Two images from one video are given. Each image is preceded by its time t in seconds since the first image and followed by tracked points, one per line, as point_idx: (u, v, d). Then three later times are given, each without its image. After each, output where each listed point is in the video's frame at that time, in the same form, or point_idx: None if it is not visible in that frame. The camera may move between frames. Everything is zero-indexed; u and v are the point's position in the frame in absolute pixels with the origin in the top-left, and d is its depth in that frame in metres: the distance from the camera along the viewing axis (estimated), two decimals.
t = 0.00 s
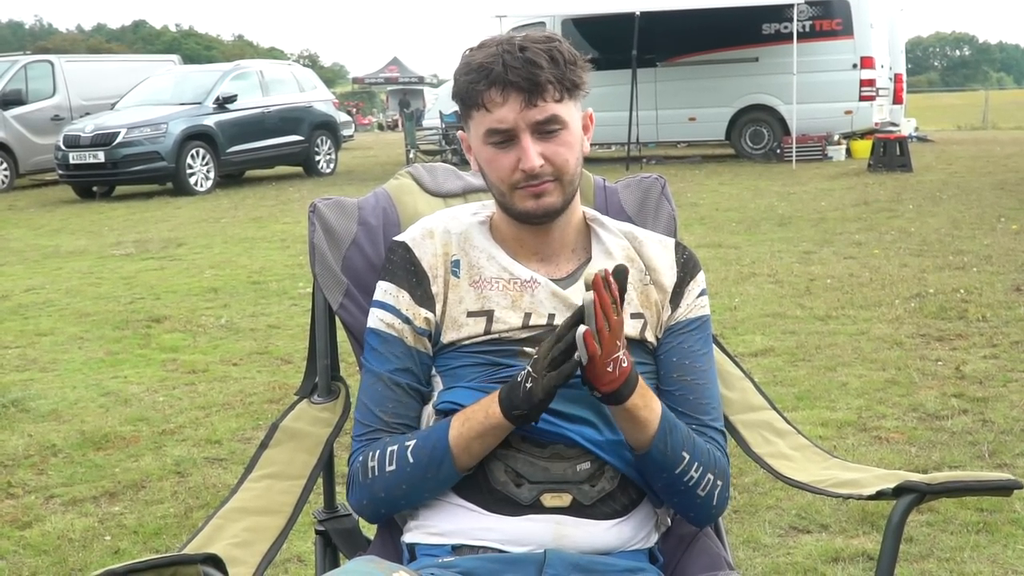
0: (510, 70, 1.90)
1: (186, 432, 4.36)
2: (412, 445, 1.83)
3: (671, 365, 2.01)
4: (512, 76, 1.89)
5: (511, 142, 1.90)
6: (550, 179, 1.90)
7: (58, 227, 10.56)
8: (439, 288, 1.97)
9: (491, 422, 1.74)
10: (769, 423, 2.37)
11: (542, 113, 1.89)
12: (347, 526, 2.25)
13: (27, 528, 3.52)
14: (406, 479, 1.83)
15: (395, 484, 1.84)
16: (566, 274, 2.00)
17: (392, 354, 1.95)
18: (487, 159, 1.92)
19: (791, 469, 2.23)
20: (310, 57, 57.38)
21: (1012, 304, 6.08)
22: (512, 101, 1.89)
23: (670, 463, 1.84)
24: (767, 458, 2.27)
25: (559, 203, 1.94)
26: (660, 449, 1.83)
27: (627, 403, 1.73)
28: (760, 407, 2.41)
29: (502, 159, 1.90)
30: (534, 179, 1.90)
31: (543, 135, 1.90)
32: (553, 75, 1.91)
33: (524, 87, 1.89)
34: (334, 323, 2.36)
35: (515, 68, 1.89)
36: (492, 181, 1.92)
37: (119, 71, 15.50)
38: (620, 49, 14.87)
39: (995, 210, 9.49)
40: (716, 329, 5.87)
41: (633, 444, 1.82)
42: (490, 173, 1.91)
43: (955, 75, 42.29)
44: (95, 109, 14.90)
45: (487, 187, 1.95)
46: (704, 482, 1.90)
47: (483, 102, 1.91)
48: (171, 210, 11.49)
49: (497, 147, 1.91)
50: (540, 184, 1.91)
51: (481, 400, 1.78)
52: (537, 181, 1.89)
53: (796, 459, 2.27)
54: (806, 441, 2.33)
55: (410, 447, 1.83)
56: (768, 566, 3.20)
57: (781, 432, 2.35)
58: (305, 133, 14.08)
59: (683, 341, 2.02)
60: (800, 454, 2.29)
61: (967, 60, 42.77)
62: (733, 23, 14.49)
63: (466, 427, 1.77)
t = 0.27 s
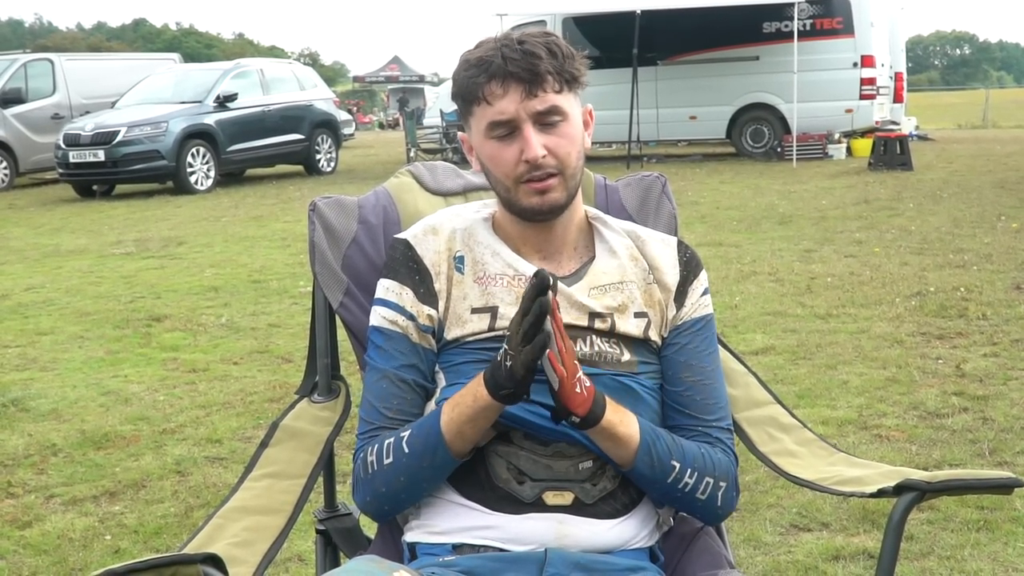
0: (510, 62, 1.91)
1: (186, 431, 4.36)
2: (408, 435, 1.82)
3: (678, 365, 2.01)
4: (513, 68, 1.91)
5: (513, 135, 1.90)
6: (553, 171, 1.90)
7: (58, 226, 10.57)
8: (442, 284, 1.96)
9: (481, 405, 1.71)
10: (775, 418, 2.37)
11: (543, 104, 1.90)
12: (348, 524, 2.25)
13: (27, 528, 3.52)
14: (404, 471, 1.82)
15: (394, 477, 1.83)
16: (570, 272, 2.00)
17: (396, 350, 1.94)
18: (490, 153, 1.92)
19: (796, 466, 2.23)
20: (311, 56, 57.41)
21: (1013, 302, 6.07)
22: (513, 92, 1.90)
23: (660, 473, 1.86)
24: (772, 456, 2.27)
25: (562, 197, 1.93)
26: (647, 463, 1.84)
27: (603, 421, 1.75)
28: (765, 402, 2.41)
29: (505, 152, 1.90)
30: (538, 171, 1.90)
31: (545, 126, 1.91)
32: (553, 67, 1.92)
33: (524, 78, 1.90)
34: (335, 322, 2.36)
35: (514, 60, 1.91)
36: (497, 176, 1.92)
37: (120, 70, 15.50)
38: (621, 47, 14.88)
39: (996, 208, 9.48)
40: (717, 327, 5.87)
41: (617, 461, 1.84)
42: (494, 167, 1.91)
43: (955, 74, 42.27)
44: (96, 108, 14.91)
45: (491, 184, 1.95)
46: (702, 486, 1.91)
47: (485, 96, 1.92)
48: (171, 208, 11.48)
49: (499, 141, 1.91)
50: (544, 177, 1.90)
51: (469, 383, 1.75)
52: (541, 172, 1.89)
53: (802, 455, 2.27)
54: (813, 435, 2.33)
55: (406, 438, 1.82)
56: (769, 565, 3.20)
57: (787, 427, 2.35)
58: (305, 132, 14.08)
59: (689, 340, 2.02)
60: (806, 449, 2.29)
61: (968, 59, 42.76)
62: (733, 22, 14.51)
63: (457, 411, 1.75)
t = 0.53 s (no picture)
0: (503, 57, 1.93)
1: (180, 430, 4.35)
2: (402, 433, 1.82)
3: (671, 361, 2.01)
4: (505, 64, 1.92)
5: (510, 129, 1.90)
6: (552, 163, 1.89)
7: (51, 224, 10.55)
8: (432, 282, 1.96)
9: (477, 402, 1.72)
10: (769, 416, 2.37)
11: (537, 98, 1.91)
12: (341, 523, 2.25)
13: (20, 527, 3.51)
14: (398, 468, 1.81)
15: (388, 474, 1.83)
16: (561, 269, 2.00)
17: (386, 349, 1.93)
18: (486, 150, 1.91)
19: (790, 463, 2.24)
20: (305, 54, 57.36)
21: (1006, 300, 6.09)
22: (506, 88, 1.91)
23: (652, 467, 1.86)
24: (766, 454, 2.27)
25: (561, 192, 1.92)
26: (639, 456, 1.84)
27: (592, 415, 1.77)
28: (759, 400, 2.41)
29: (502, 147, 1.89)
30: (537, 166, 1.89)
31: (539, 121, 1.91)
32: (545, 63, 1.94)
33: (518, 73, 1.92)
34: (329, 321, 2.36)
35: (507, 56, 1.93)
36: (495, 173, 1.91)
37: (113, 68, 15.47)
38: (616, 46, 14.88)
39: (989, 206, 9.50)
40: (711, 326, 5.88)
41: (607, 456, 1.84)
42: (492, 164, 1.90)
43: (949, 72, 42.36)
44: (89, 106, 14.88)
45: (488, 184, 1.93)
46: (694, 481, 1.91)
47: (478, 93, 1.92)
48: (165, 207, 11.47)
49: (495, 138, 1.91)
50: (542, 171, 1.89)
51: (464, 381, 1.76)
52: (540, 165, 1.88)
53: (796, 452, 2.28)
54: (807, 433, 2.33)
55: (400, 435, 1.82)
56: (763, 563, 3.21)
57: (781, 424, 2.35)
58: (299, 130, 14.06)
59: (681, 336, 2.02)
60: (800, 447, 2.30)
61: (960, 58, 42.84)
62: (728, 21, 14.51)
63: (452, 410, 1.75)
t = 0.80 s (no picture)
0: (509, 51, 1.95)
1: (173, 429, 4.34)
2: (402, 437, 1.82)
3: (664, 359, 2.03)
4: (513, 58, 1.95)
5: (522, 120, 1.91)
6: (565, 153, 1.90)
7: (44, 224, 10.52)
8: (425, 281, 1.96)
9: (488, 412, 1.74)
10: (759, 418, 2.37)
11: (546, 91, 1.94)
12: (334, 522, 2.24)
13: (13, 526, 3.50)
14: (396, 471, 1.82)
15: (384, 477, 1.83)
16: (554, 268, 2.00)
17: (379, 348, 1.93)
18: (499, 140, 1.91)
19: (780, 464, 2.24)
20: (298, 53, 57.31)
21: (999, 299, 6.10)
22: (516, 80, 1.93)
23: (664, 453, 1.87)
24: (757, 454, 2.27)
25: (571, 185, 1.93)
26: (654, 439, 1.85)
27: (624, 391, 1.76)
28: (750, 402, 2.41)
29: (515, 137, 1.90)
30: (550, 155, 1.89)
31: (548, 113, 1.93)
32: (548, 60, 1.98)
33: (525, 66, 1.94)
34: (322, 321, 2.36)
35: (512, 50, 1.95)
36: (508, 163, 1.90)
37: (106, 67, 15.44)
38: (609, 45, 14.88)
39: (982, 206, 9.52)
40: (704, 325, 5.88)
41: (627, 435, 1.84)
42: (506, 154, 1.90)
43: (942, 72, 42.45)
44: (82, 105, 14.85)
45: (498, 175, 1.92)
46: (695, 474, 1.93)
47: (487, 84, 1.93)
48: (158, 206, 11.45)
49: (507, 128, 1.91)
50: (556, 160, 1.90)
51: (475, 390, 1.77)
52: (555, 154, 1.89)
53: (786, 453, 2.28)
54: (796, 434, 2.33)
55: (400, 439, 1.82)
56: (756, 562, 3.21)
57: (772, 426, 2.36)
58: (292, 130, 14.04)
59: (675, 335, 2.04)
60: (790, 449, 2.29)
61: (954, 57, 42.93)
62: (721, 21, 14.53)
63: (459, 418, 1.77)
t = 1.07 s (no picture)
0: (516, 46, 1.96)
1: (167, 429, 4.34)
2: (397, 433, 1.81)
3: (662, 359, 2.03)
4: (520, 53, 1.96)
5: (530, 114, 1.91)
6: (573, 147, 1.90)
7: (37, 223, 10.50)
8: (423, 280, 1.96)
9: (481, 407, 1.73)
10: (757, 414, 2.37)
11: (553, 86, 1.95)
12: (329, 522, 2.24)
13: (6, 526, 3.50)
14: (391, 468, 1.81)
15: (379, 474, 1.83)
16: (549, 269, 2.01)
17: (376, 347, 1.93)
18: (507, 133, 1.91)
19: (777, 462, 2.24)
20: (293, 53, 57.33)
21: (992, 298, 6.12)
22: (524, 75, 1.94)
23: (649, 458, 1.87)
24: (754, 452, 2.27)
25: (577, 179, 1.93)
26: (638, 446, 1.85)
27: (598, 402, 1.76)
28: (747, 398, 2.42)
29: (524, 131, 1.90)
30: (559, 148, 1.89)
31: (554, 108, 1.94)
32: (553, 56, 1.99)
33: (531, 61, 1.96)
34: (317, 319, 2.36)
35: (520, 45, 1.96)
36: (515, 157, 1.90)
37: (100, 66, 15.41)
38: (605, 44, 14.92)
39: (976, 205, 9.54)
40: (699, 324, 5.89)
41: (608, 443, 1.84)
42: (514, 148, 1.89)
43: (936, 71, 42.54)
44: (76, 105, 14.83)
45: (506, 169, 1.92)
46: (687, 475, 1.93)
47: (496, 78, 1.93)
48: (152, 206, 11.43)
49: (515, 122, 1.91)
50: (564, 154, 1.90)
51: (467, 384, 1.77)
52: (564, 147, 1.89)
53: (784, 450, 2.28)
54: (793, 430, 2.34)
55: (394, 435, 1.82)
56: (750, 560, 3.22)
57: (769, 422, 2.36)
58: (287, 129, 14.03)
59: (673, 334, 2.04)
60: (788, 444, 2.30)
61: (948, 57, 43.00)
62: (715, 20, 14.54)
63: (452, 413, 1.76)
